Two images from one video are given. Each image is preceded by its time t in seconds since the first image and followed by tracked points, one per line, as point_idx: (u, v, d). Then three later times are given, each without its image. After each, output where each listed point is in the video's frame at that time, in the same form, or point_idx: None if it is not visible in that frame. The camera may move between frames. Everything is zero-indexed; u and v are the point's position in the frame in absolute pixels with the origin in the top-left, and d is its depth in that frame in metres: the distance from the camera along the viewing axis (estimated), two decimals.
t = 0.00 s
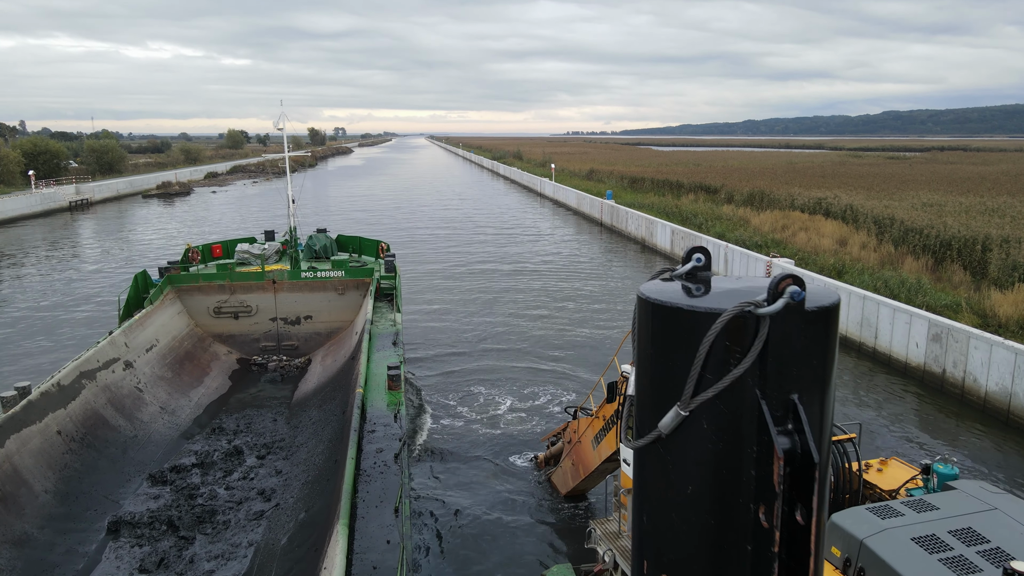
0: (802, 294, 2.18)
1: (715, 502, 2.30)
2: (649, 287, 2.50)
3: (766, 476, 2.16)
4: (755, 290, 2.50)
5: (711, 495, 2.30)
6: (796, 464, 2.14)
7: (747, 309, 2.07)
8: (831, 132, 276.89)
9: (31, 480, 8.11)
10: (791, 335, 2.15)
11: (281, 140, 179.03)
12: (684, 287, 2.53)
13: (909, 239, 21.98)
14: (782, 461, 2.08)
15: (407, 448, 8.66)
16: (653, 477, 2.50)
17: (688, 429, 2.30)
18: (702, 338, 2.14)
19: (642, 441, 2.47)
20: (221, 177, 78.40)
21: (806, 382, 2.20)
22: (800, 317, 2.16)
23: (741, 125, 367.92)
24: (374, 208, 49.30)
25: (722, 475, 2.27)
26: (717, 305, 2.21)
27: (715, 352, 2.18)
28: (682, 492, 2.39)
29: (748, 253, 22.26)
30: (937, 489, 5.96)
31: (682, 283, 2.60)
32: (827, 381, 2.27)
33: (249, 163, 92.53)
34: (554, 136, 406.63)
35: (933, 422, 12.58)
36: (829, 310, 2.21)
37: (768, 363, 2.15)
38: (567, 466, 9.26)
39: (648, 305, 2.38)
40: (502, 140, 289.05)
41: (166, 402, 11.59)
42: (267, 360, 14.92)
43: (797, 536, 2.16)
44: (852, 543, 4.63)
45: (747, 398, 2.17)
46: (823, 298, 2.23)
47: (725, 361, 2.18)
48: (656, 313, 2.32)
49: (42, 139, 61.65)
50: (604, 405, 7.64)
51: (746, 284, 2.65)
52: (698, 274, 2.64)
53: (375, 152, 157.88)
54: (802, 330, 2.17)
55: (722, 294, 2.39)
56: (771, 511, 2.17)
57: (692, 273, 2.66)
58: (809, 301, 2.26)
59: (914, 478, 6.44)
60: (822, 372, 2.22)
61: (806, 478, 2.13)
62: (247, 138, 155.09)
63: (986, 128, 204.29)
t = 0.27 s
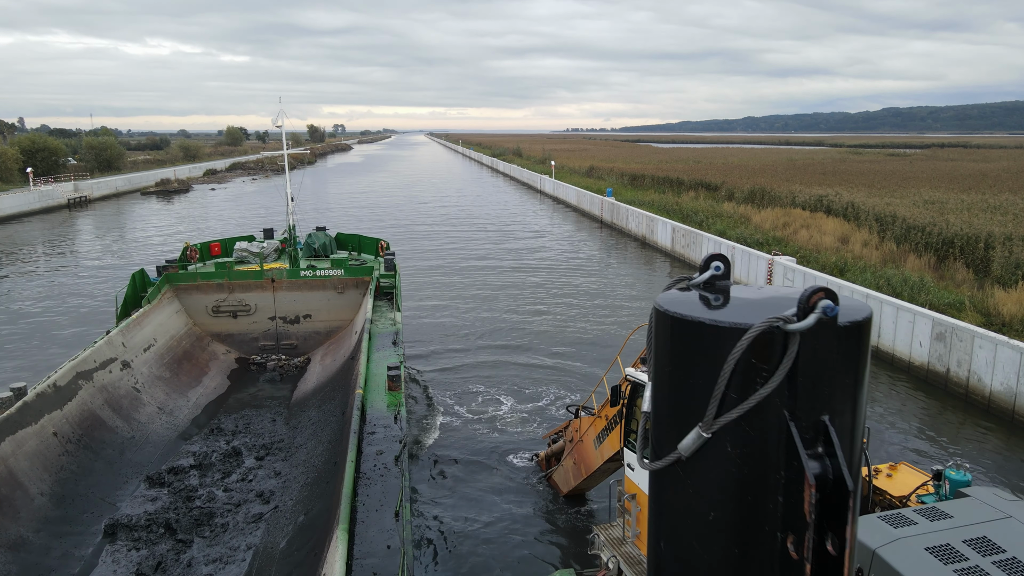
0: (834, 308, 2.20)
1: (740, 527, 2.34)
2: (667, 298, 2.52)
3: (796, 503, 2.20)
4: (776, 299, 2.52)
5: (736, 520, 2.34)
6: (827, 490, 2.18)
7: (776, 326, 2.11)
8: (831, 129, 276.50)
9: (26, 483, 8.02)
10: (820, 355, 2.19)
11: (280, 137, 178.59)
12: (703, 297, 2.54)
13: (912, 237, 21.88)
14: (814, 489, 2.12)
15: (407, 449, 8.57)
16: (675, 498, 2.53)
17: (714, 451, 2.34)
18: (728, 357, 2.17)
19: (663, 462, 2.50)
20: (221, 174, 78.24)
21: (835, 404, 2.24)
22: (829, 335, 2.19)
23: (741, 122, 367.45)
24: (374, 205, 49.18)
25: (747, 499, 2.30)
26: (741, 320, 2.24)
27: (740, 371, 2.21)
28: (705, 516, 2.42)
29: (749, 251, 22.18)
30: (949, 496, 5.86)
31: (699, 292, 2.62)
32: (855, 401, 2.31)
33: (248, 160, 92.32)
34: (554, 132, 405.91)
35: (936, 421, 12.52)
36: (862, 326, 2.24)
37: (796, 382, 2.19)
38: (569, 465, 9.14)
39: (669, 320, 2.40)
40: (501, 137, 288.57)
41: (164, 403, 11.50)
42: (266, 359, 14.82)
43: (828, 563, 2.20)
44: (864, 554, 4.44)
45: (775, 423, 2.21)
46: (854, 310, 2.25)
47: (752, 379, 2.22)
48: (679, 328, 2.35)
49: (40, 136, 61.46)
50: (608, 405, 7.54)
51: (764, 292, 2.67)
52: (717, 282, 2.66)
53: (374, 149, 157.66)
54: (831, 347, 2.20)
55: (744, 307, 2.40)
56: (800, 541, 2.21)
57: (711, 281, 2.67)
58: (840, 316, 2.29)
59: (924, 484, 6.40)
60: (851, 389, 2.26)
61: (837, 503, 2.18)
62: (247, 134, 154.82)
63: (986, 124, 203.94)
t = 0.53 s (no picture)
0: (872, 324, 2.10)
1: (765, 559, 2.21)
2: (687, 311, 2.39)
3: (828, 534, 2.11)
4: (800, 311, 2.42)
5: (760, 552, 2.21)
6: (865, 519, 2.12)
7: (811, 343, 2.01)
8: (831, 125, 276.22)
9: (21, 485, 7.93)
10: (857, 375, 2.09)
11: (278, 134, 178.32)
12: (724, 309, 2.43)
13: (914, 235, 21.78)
14: (852, 521, 2.04)
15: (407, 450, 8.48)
16: (692, 527, 2.39)
17: (739, 477, 2.21)
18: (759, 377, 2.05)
19: (683, 488, 2.36)
20: (220, 171, 78.07)
21: (872, 428, 2.16)
22: (867, 355, 2.10)
23: (741, 118, 367.07)
24: (373, 202, 49.07)
25: (773, 530, 2.18)
26: (771, 336, 2.12)
27: (772, 391, 2.10)
28: (726, 547, 2.28)
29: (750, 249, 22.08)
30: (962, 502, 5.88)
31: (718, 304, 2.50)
32: (891, 425, 2.22)
33: (247, 157, 92.12)
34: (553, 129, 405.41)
35: (940, 420, 12.44)
36: (900, 345, 2.15)
37: (831, 403, 2.09)
38: (570, 462, 9.00)
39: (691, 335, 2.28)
40: (501, 133, 288.14)
41: (161, 403, 11.41)
42: (265, 358, 14.73)
43: None
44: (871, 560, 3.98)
45: (806, 446, 2.11)
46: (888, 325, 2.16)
47: (783, 402, 2.10)
48: (702, 344, 2.22)
49: (38, 133, 61.25)
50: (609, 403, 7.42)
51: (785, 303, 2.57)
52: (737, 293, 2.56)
53: (373, 146, 157.44)
54: (867, 367, 2.11)
55: (769, 320, 2.29)
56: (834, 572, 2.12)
57: (730, 292, 2.57)
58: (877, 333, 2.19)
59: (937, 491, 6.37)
60: (885, 413, 2.17)
61: (874, 531, 2.12)
62: (246, 131, 154.57)
63: (986, 121, 203.81)
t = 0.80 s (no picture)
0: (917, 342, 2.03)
1: None
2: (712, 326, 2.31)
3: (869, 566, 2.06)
4: (828, 323, 2.36)
5: None
6: (909, 550, 2.07)
7: (853, 362, 1.95)
8: (831, 121, 275.89)
9: (18, 487, 7.84)
10: (899, 399, 2.03)
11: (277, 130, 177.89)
12: (749, 323, 2.35)
13: (916, 231, 21.68)
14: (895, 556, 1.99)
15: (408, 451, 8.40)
16: (720, 552, 2.32)
17: (771, 504, 2.14)
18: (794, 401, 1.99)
19: (709, 514, 2.28)
20: (218, 167, 77.86)
21: (915, 455, 2.10)
22: (911, 377, 2.04)
23: (741, 115, 366.64)
24: (372, 198, 48.91)
25: (807, 559, 2.13)
26: (805, 355, 2.05)
27: (809, 414, 2.03)
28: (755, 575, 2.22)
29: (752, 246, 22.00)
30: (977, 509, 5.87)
31: (742, 316, 2.43)
32: (934, 447, 2.16)
33: (246, 153, 91.89)
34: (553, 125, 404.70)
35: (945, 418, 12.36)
36: (946, 364, 2.08)
37: (869, 426, 2.04)
38: (571, 456, 8.86)
39: (719, 352, 2.20)
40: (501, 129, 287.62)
41: (159, 402, 11.32)
42: (264, 357, 14.64)
43: None
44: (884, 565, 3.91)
45: (843, 473, 2.06)
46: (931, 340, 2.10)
47: (818, 425, 2.04)
48: (732, 362, 2.15)
49: (36, 129, 61.00)
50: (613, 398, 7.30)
51: (810, 314, 2.50)
52: (760, 303, 2.49)
53: (373, 142, 157.12)
54: (909, 389, 2.05)
55: (799, 337, 2.22)
56: None
57: (754, 302, 2.50)
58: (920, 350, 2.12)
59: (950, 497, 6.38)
60: (927, 434, 2.11)
61: (918, 564, 2.06)
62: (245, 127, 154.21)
63: (986, 116, 203.51)
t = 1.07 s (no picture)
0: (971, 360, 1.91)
1: None
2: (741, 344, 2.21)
3: None
4: (867, 340, 2.25)
5: None
6: None
7: (898, 385, 1.84)
8: (831, 117, 275.59)
9: (14, 488, 7.77)
10: (945, 422, 1.93)
11: (276, 126, 177.59)
12: (779, 340, 2.25)
13: (918, 228, 21.62)
14: None
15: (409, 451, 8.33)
16: None
17: (806, 533, 2.05)
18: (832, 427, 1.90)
19: (737, 541, 2.19)
20: (218, 163, 77.71)
21: (962, 480, 1.99)
22: (957, 397, 1.93)
23: (741, 111, 365.96)
24: (372, 194, 48.82)
25: None
26: (844, 376, 1.96)
27: (847, 439, 1.94)
28: None
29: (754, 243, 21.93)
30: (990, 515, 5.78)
31: (769, 333, 2.33)
32: (984, 470, 2.04)
33: (245, 149, 91.73)
34: (553, 121, 403.98)
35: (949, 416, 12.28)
36: (996, 383, 1.96)
37: (913, 452, 1.94)
38: (573, 448, 8.75)
39: (750, 371, 2.12)
40: (501, 125, 287.18)
41: (158, 401, 11.25)
42: (263, 355, 14.57)
43: None
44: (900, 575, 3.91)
45: (881, 499, 1.97)
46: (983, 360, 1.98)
47: (859, 452, 1.95)
48: (765, 382, 2.07)
49: (35, 125, 60.82)
50: (617, 393, 7.20)
51: (840, 328, 2.40)
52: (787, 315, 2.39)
53: (373, 138, 156.98)
54: (957, 413, 1.94)
55: (834, 356, 2.12)
56: None
57: (780, 313, 2.40)
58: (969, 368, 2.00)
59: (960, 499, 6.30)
60: (976, 460, 2.01)
61: None
62: (245, 123, 154.16)
63: (987, 112, 203.23)
